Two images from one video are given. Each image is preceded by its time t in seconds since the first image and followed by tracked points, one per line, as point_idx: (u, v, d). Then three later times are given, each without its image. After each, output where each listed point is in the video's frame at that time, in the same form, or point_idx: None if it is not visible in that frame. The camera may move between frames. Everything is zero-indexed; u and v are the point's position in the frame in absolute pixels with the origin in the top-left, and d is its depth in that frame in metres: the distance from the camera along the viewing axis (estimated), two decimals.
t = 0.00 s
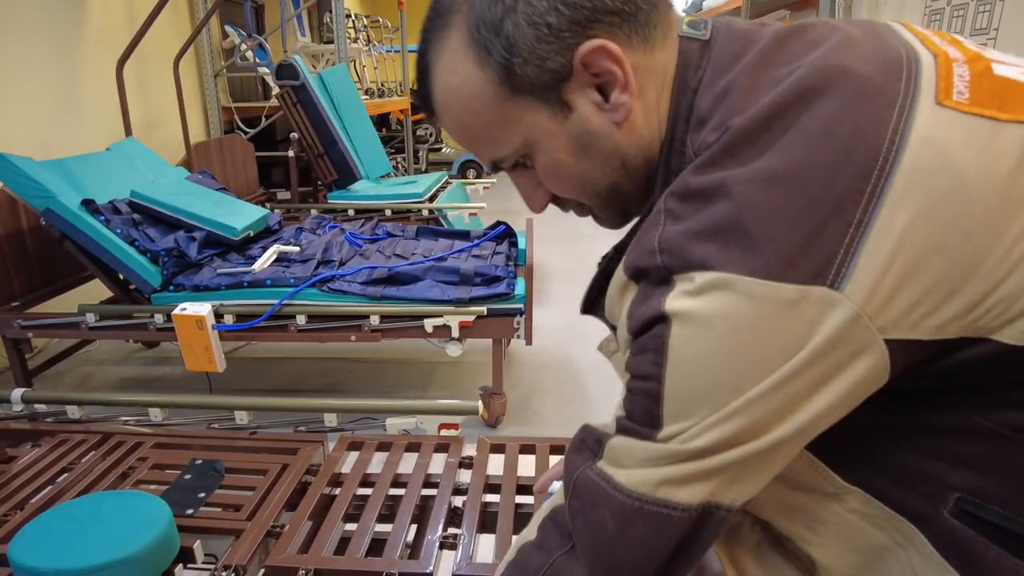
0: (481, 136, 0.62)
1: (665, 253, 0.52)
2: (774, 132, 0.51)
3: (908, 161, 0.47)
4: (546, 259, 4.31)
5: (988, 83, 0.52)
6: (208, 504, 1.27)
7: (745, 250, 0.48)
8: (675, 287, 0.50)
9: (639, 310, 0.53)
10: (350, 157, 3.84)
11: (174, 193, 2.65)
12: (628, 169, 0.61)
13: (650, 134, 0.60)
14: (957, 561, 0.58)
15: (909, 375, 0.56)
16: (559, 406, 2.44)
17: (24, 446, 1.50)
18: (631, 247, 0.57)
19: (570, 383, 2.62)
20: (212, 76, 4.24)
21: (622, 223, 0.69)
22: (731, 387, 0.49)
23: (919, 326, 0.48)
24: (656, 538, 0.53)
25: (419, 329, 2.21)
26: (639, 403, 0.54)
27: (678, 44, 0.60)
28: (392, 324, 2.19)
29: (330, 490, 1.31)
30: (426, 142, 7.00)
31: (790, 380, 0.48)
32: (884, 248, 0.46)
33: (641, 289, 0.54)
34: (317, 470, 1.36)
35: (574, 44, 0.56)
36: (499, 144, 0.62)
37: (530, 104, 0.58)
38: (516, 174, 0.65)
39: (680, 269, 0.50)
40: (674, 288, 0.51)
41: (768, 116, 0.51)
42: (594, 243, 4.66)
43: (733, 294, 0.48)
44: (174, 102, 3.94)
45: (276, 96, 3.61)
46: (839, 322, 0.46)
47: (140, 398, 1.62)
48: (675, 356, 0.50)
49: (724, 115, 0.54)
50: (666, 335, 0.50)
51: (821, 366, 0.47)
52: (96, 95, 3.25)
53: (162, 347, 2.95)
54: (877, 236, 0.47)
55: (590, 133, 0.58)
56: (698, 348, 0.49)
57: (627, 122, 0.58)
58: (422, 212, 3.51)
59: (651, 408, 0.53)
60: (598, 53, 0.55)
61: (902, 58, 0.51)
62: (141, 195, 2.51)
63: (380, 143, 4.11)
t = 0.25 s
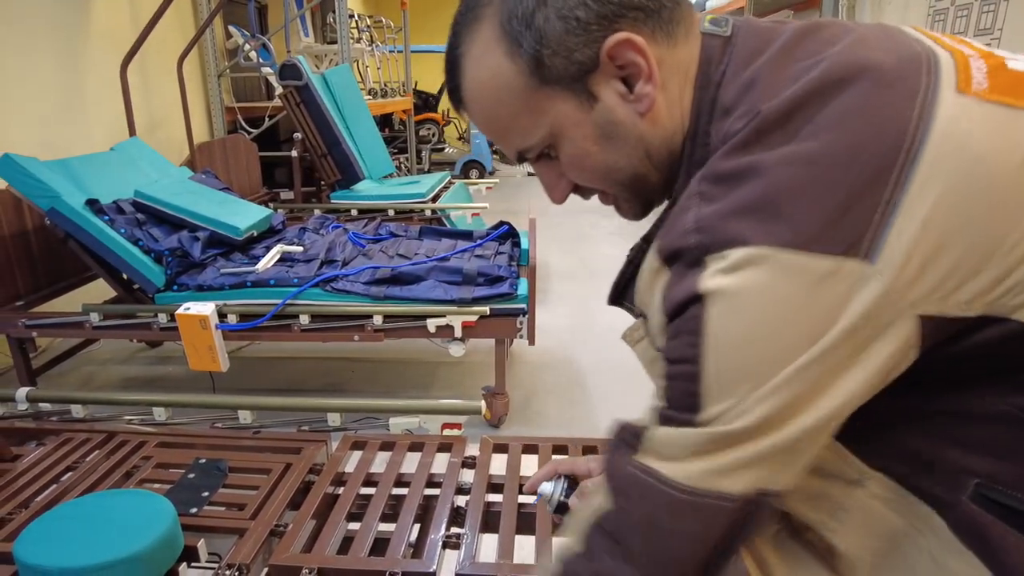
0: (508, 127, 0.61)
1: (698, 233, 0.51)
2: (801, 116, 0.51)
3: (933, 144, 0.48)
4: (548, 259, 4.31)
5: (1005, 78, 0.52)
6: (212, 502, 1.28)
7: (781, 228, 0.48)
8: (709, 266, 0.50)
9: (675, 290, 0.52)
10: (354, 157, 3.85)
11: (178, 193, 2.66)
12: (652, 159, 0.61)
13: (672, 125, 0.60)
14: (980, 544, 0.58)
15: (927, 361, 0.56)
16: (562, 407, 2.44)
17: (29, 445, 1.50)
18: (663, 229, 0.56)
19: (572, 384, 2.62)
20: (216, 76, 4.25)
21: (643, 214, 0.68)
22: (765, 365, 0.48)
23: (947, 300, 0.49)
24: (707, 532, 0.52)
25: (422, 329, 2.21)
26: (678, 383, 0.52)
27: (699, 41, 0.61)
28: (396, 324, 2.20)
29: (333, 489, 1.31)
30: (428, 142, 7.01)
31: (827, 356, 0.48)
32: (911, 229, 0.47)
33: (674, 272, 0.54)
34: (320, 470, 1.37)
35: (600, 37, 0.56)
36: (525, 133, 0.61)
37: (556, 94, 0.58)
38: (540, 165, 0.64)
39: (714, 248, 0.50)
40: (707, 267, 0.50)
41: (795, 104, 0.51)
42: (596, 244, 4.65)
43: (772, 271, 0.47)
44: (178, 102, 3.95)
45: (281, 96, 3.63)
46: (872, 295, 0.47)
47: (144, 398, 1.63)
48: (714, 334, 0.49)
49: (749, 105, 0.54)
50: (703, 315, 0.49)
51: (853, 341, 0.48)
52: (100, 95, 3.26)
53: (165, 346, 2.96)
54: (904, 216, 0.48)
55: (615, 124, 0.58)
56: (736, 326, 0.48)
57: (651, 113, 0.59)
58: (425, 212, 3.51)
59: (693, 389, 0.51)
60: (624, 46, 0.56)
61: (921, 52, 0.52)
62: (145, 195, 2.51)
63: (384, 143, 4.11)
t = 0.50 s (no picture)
0: (522, 104, 0.64)
1: (793, 207, 0.49)
2: (852, 78, 0.51)
3: (992, 88, 0.49)
4: (551, 260, 4.30)
5: None
6: (215, 502, 1.28)
7: (880, 180, 0.46)
8: (815, 239, 0.47)
9: (780, 280, 0.50)
10: (357, 156, 3.85)
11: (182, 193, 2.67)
12: (666, 133, 0.64)
13: (689, 99, 0.63)
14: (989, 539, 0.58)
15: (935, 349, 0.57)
16: (564, 407, 2.43)
17: (33, 444, 1.51)
18: (745, 217, 0.54)
19: (575, 384, 2.62)
20: (219, 76, 4.26)
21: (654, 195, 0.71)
22: (907, 334, 0.46)
23: None
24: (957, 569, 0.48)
25: (425, 329, 2.21)
26: (835, 387, 0.49)
27: (712, 23, 0.64)
28: (398, 324, 2.20)
29: (337, 488, 1.31)
30: (431, 143, 7.01)
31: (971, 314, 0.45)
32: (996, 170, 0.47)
33: (768, 255, 0.51)
34: (323, 469, 1.37)
35: (615, 12, 0.60)
36: (539, 110, 0.64)
37: (570, 65, 0.61)
38: (552, 144, 0.67)
39: (813, 217, 0.48)
40: (811, 242, 0.48)
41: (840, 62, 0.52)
42: (598, 245, 4.64)
43: (884, 231, 0.46)
44: (181, 102, 3.96)
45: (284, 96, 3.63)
46: (985, 239, 0.46)
47: (147, 397, 1.63)
48: (850, 313, 0.46)
49: (777, 73, 0.55)
50: (828, 294, 0.47)
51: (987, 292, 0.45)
52: (104, 95, 3.27)
53: (169, 346, 2.96)
54: (990, 160, 0.47)
55: (630, 96, 0.62)
56: (863, 297, 0.46)
57: (665, 86, 0.62)
58: (427, 213, 3.51)
59: (854, 383, 0.47)
60: (637, 18, 0.60)
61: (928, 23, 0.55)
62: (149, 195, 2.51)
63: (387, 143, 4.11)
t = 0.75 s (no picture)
0: (531, 103, 0.64)
1: (794, 219, 0.50)
2: (867, 91, 0.51)
3: (1006, 113, 0.49)
4: (554, 260, 4.30)
5: None
6: (217, 502, 1.28)
7: (886, 199, 0.46)
8: (811, 252, 0.48)
9: (772, 289, 0.50)
10: (359, 157, 3.85)
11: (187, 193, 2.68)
12: (680, 137, 0.64)
13: (703, 105, 0.64)
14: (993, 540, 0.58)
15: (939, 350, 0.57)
16: (567, 408, 2.43)
17: (37, 443, 1.51)
18: (745, 225, 0.54)
19: (578, 385, 2.62)
20: (222, 76, 4.26)
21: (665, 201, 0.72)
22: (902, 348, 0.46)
23: None
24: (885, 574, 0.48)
25: (428, 330, 2.21)
26: (799, 396, 0.50)
27: (730, 28, 0.64)
28: (402, 324, 2.20)
29: (339, 489, 1.31)
30: (434, 142, 7.01)
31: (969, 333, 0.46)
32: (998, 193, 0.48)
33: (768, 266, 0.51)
34: (326, 470, 1.37)
35: (633, 12, 0.60)
36: (549, 109, 0.64)
37: (584, 65, 0.61)
38: (562, 146, 0.67)
39: (814, 231, 0.48)
40: (809, 254, 0.48)
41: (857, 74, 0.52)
42: (602, 244, 4.64)
43: (887, 248, 0.46)
44: (185, 103, 3.97)
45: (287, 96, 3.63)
46: (986, 266, 0.46)
47: (150, 396, 1.63)
48: (835, 326, 0.47)
49: (797, 83, 0.55)
50: (815, 303, 0.47)
51: (981, 319, 0.46)
52: (108, 95, 3.27)
53: (172, 346, 2.97)
54: (995, 184, 0.48)
55: (644, 99, 0.61)
56: (854, 314, 0.46)
57: (680, 91, 0.62)
58: (430, 213, 3.51)
59: (815, 397, 0.49)
60: (655, 20, 0.60)
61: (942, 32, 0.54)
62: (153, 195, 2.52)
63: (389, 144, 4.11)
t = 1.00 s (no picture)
0: (533, 60, 0.64)
1: (796, 214, 0.51)
2: (876, 91, 0.51)
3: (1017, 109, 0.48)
4: (555, 260, 4.29)
5: None
6: (219, 502, 1.28)
7: (888, 195, 0.46)
8: (814, 248, 0.49)
9: (774, 285, 0.52)
10: (361, 156, 3.85)
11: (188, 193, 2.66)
12: (681, 123, 0.65)
13: (709, 93, 0.64)
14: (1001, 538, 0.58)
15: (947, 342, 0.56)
16: (569, 408, 2.43)
17: (39, 442, 1.51)
18: (748, 223, 0.56)
19: (580, 385, 2.61)
20: (223, 75, 4.25)
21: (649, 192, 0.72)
22: (902, 343, 0.46)
23: None
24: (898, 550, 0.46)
25: (430, 330, 2.21)
26: (806, 394, 0.50)
27: (745, 18, 0.64)
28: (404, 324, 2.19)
29: (341, 489, 1.30)
30: (435, 142, 7.00)
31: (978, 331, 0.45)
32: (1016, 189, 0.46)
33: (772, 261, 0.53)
34: (328, 470, 1.36)
35: None
36: (552, 70, 0.63)
37: (595, 33, 0.61)
38: (554, 108, 0.66)
39: (817, 228, 0.49)
40: (811, 249, 0.49)
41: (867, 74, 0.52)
42: (603, 245, 4.63)
43: (886, 245, 0.46)
44: (186, 103, 3.96)
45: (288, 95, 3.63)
46: (993, 267, 0.45)
47: (151, 396, 1.63)
48: (836, 321, 0.48)
49: (804, 80, 0.55)
50: (819, 297, 0.48)
51: (990, 322, 0.45)
52: (109, 95, 3.27)
53: (173, 346, 2.96)
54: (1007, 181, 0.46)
55: (651, 77, 0.62)
56: (857, 309, 0.47)
57: (689, 76, 0.63)
58: (432, 213, 3.51)
59: (821, 393, 0.49)
60: None
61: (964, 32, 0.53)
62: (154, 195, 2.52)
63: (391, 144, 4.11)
